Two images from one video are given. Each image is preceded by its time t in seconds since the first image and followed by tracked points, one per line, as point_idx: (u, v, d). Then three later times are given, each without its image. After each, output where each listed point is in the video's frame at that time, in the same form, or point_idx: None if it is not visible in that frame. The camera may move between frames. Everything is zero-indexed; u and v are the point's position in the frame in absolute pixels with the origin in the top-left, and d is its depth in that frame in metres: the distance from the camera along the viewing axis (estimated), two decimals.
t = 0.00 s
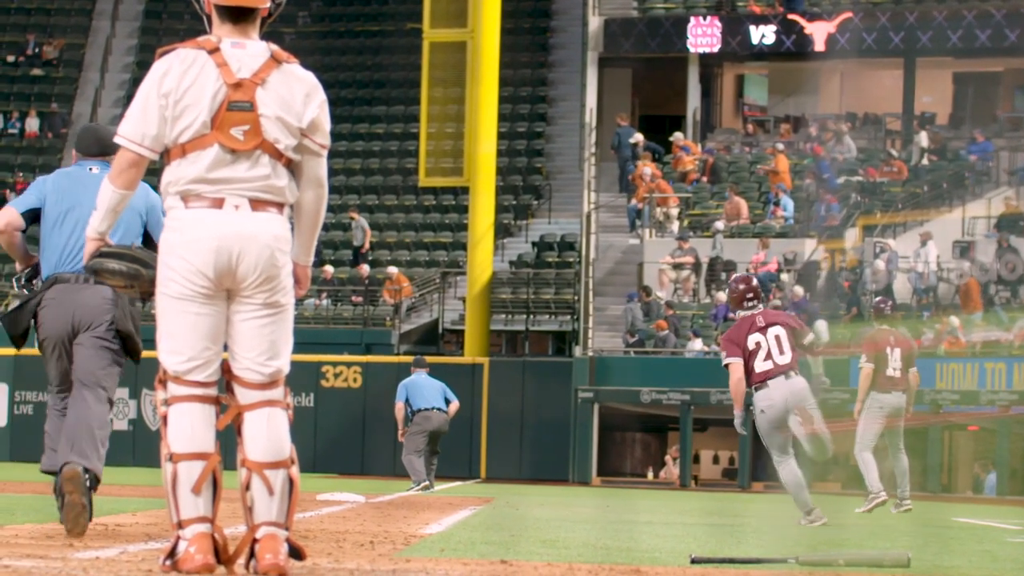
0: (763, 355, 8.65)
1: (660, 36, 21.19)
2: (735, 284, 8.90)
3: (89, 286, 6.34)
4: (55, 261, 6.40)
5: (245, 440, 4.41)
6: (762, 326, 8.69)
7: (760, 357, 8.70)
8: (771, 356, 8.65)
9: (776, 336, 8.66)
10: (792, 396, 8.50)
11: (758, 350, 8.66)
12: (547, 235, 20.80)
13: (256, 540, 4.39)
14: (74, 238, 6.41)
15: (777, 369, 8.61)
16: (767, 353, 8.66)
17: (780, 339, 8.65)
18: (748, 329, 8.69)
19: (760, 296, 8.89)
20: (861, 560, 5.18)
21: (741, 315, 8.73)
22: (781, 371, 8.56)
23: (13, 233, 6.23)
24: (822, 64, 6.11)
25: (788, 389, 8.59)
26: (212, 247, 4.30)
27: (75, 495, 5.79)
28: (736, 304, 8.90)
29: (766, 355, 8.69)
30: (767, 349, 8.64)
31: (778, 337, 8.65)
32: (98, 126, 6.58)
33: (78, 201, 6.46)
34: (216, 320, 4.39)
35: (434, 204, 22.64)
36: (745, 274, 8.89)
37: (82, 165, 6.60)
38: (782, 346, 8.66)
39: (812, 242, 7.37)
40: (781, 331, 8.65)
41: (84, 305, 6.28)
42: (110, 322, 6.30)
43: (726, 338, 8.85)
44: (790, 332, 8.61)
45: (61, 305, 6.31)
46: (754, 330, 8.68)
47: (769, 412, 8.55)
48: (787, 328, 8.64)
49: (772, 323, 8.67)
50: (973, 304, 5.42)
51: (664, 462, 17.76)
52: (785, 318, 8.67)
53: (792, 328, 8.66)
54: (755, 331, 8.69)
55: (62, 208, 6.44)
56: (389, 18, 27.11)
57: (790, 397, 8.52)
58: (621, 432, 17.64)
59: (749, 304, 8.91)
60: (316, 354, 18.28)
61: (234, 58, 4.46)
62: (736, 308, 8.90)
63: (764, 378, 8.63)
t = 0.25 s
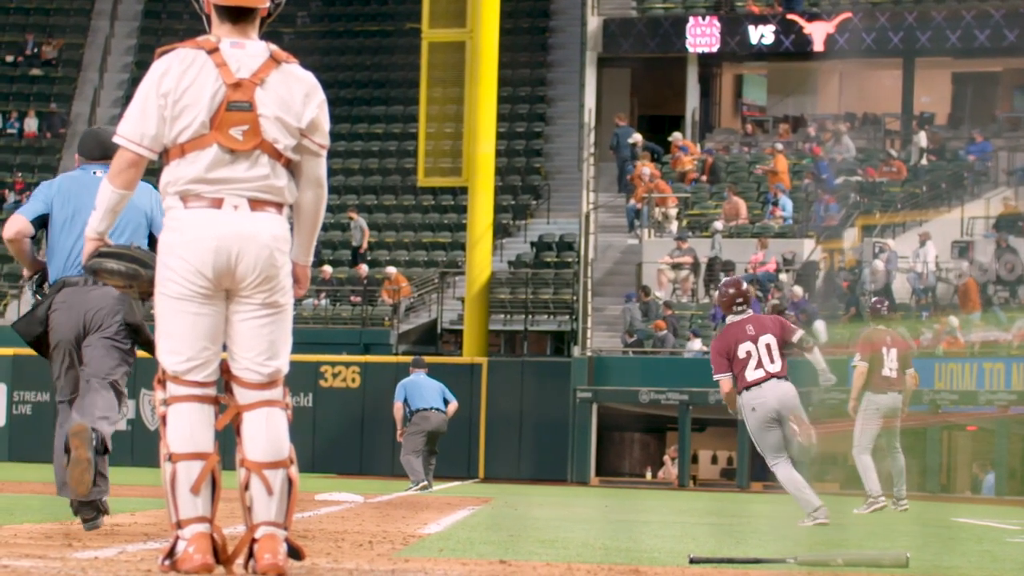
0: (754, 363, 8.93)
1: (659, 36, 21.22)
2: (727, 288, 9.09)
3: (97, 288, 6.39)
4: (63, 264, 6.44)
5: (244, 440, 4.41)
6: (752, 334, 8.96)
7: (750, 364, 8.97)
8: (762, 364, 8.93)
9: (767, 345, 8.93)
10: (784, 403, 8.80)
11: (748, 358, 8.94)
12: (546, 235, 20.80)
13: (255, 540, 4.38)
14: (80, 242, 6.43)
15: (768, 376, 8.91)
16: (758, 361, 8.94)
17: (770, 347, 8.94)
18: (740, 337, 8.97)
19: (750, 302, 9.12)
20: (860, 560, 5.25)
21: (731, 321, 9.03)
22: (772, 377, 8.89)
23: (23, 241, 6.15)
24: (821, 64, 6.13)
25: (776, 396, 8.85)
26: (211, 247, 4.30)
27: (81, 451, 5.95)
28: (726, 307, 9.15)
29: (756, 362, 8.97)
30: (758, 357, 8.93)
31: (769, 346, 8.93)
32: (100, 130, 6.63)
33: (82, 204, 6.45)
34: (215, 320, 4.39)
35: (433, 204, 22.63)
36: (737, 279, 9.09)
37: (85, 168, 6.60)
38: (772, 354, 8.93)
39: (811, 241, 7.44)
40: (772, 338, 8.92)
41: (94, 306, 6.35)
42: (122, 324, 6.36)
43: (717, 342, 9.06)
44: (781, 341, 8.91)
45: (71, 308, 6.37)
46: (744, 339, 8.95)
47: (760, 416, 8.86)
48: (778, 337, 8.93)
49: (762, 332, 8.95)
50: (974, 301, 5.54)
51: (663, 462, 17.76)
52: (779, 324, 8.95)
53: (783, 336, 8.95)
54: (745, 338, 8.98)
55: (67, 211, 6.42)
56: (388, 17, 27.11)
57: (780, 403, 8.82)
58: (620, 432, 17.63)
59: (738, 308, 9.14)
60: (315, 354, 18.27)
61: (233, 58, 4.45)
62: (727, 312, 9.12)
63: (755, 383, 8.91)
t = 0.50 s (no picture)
0: (737, 361, 9.10)
1: (655, 36, 21.24)
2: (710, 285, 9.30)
3: (102, 298, 6.36)
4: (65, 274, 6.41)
5: (240, 440, 4.41)
6: (735, 331, 9.17)
7: (733, 361, 9.13)
8: (746, 361, 9.10)
9: (750, 342, 9.12)
10: (768, 399, 9.02)
11: (732, 356, 9.11)
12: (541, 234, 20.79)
13: (251, 539, 4.38)
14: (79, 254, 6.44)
15: (752, 373, 9.08)
16: (741, 358, 9.10)
17: (754, 344, 9.13)
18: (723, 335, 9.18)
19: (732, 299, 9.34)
20: (856, 560, 5.20)
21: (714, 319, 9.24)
22: (757, 374, 9.06)
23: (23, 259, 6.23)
24: (820, 64, 6.12)
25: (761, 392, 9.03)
26: (207, 247, 4.29)
27: (89, 399, 5.71)
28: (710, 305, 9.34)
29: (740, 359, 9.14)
30: (741, 354, 9.10)
31: (752, 343, 9.13)
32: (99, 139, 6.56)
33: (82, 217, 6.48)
34: (211, 320, 4.39)
35: (429, 204, 22.62)
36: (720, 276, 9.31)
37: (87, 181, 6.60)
38: (755, 351, 9.13)
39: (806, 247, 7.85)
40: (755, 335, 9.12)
41: (99, 317, 6.34)
42: (130, 334, 6.37)
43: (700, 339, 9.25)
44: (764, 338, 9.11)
45: (77, 320, 6.35)
46: (727, 337, 9.15)
47: (745, 410, 9.03)
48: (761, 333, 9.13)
49: (745, 329, 9.17)
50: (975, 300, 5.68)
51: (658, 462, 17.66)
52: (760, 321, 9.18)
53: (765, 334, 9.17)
54: (727, 337, 9.17)
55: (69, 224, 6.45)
56: (384, 17, 27.12)
57: (766, 399, 9.02)
58: (615, 431, 17.61)
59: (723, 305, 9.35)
60: (310, 353, 18.25)
61: (229, 58, 4.45)
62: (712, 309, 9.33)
63: (738, 380, 9.07)
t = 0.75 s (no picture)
0: (717, 356, 9.58)
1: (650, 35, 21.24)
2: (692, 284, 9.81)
3: (108, 306, 6.43)
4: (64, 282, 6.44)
5: (235, 440, 4.41)
6: (714, 327, 9.65)
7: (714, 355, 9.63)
8: (724, 355, 9.57)
9: (728, 337, 9.60)
10: (748, 390, 9.52)
11: (712, 351, 9.58)
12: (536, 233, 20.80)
13: (246, 539, 4.38)
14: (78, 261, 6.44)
15: (732, 366, 9.55)
16: (721, 353, 9.57)
17: (733, 339, 9.59)
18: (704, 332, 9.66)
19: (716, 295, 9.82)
20: (851, 558, 5.21)
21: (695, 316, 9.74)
22: (737, 368, 9.53)
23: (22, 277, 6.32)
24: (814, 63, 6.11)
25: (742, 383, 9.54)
26: (202, 246, 4.29)
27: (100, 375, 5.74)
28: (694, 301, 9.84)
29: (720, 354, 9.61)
30: (721, 349, 9.58)
31: (731, 337, 9.60)
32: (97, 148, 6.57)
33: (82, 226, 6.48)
34: (206, 319, 4.38)
35: (423, 203, 22.62)
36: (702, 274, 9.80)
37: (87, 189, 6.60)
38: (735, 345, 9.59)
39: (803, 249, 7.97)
40: (734, 331, 9.58)
41: (106, 325, 6.39)
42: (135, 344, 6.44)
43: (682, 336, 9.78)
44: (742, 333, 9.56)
45: (82, 327, 6.39)
46: (707, 333, 9.64)
47: (727, 402, 9.54)
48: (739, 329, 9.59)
49: (723, 326, 9.65)
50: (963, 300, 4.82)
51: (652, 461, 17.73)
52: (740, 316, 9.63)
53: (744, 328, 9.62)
54: (708, 332, 9.66)
55: (66, 232, 6.45)
56: (378, 16, 27.11)
57: (746, 391, 9.52)
58: (610, 431, 17.64)
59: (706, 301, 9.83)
60: (305, 353, 18.24)
61: (224, 57, 4.44)
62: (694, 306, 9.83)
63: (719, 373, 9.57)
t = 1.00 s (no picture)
0: (698, 352, 9.66)
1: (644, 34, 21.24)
2: (675, 280, 9.88)
3: (109, 303, 6.45)
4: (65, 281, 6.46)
5: (230, 438, 4.41)
6: (696, 324, 9.73)
7: (694, 354, 9.71)
8: (705, 354, 9.66)
9: (709, 335, 9.68)
10: (728, 389, 9.60)
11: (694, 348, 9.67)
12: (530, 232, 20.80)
13: (242, 538, 4.37)
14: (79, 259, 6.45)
15: (712, 364, 9.63)
16: (702, 351, 9.67)
17: (714, 338, 9.69)
18: (684, 329, 9.73)
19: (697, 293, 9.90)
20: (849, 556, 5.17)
21: (677, 312, 9.79)
22: (716, 366, 9.63)
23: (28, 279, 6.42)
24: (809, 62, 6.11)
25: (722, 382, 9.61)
26: (197, 245, 4.29)
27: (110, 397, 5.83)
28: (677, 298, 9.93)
29: (700, 352, 9.70)
30: (702, 347, 9.66)
31: (712, 335, 9.69)
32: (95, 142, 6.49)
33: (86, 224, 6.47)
34: (201, 317, 4.38)
35: (417, 202, 22.62)
36: (685, 271, 9.88)
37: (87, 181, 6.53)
38: (716, 344, 9.69)
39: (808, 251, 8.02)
40: (714, 328, 9.68)
41: (107, 321, 6.42)
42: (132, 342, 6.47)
43: (661, 332, 9.82)
44: (724, 331, 9.66)
45: (83, 324, 6.42)
46: (690, 329, 9.72)
47: (707, 400, 9.60)
48: (719, 328, 9.68)
49: (705, 323, 9.71)
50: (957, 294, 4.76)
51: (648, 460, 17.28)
52: (721, 315, 9.73)
53: (725, 328, 9.72)
54: (688, 330, 9.73)
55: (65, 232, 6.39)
56: (373, 15, 27.11)
57: (727, 389, 9.60)
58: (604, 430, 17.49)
59: (689, 299, 9.92)
60: (299, 351, 18.23)
61: (219, 56, 4.44)
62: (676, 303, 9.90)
63: (700, 371, 9.64)
